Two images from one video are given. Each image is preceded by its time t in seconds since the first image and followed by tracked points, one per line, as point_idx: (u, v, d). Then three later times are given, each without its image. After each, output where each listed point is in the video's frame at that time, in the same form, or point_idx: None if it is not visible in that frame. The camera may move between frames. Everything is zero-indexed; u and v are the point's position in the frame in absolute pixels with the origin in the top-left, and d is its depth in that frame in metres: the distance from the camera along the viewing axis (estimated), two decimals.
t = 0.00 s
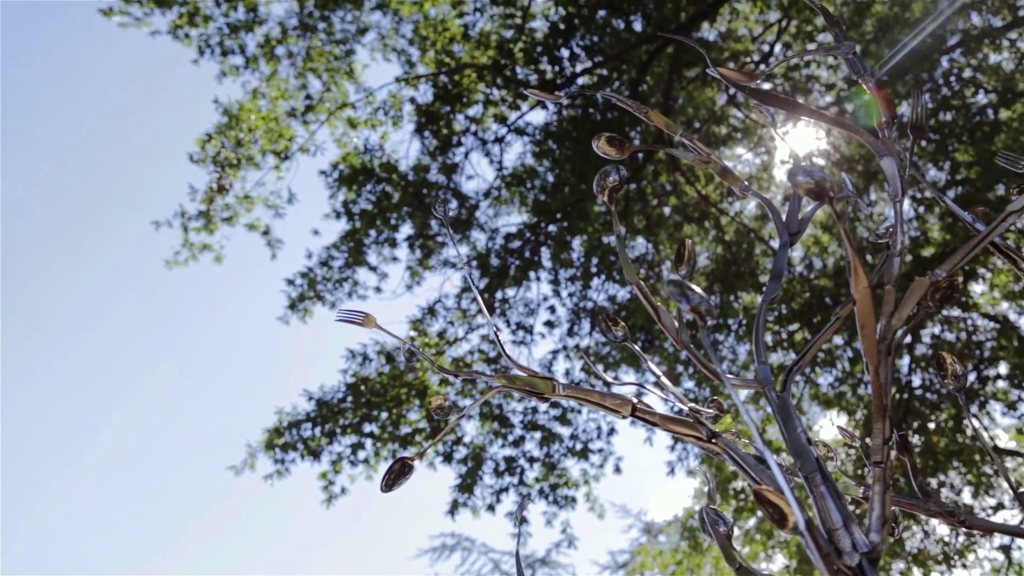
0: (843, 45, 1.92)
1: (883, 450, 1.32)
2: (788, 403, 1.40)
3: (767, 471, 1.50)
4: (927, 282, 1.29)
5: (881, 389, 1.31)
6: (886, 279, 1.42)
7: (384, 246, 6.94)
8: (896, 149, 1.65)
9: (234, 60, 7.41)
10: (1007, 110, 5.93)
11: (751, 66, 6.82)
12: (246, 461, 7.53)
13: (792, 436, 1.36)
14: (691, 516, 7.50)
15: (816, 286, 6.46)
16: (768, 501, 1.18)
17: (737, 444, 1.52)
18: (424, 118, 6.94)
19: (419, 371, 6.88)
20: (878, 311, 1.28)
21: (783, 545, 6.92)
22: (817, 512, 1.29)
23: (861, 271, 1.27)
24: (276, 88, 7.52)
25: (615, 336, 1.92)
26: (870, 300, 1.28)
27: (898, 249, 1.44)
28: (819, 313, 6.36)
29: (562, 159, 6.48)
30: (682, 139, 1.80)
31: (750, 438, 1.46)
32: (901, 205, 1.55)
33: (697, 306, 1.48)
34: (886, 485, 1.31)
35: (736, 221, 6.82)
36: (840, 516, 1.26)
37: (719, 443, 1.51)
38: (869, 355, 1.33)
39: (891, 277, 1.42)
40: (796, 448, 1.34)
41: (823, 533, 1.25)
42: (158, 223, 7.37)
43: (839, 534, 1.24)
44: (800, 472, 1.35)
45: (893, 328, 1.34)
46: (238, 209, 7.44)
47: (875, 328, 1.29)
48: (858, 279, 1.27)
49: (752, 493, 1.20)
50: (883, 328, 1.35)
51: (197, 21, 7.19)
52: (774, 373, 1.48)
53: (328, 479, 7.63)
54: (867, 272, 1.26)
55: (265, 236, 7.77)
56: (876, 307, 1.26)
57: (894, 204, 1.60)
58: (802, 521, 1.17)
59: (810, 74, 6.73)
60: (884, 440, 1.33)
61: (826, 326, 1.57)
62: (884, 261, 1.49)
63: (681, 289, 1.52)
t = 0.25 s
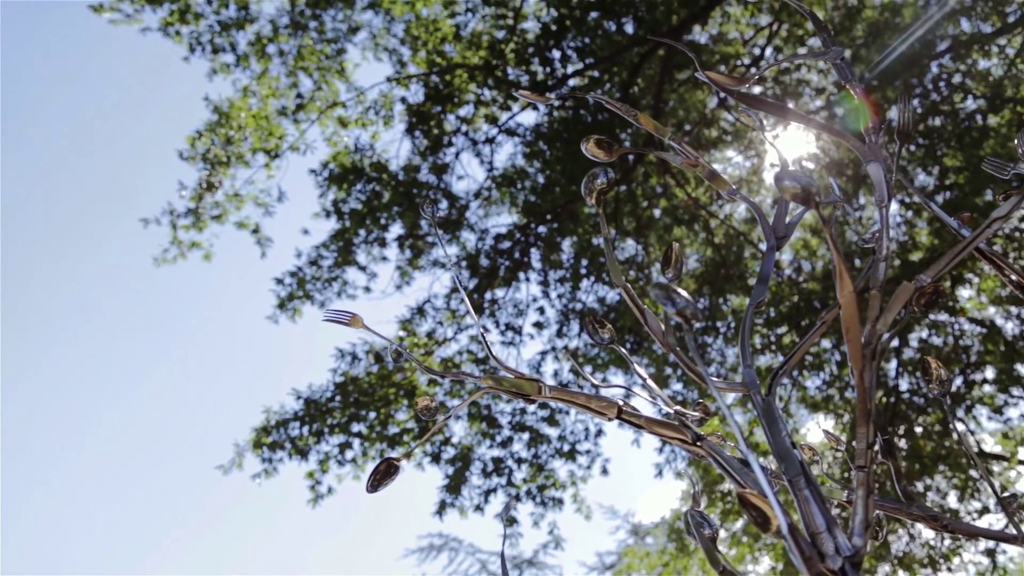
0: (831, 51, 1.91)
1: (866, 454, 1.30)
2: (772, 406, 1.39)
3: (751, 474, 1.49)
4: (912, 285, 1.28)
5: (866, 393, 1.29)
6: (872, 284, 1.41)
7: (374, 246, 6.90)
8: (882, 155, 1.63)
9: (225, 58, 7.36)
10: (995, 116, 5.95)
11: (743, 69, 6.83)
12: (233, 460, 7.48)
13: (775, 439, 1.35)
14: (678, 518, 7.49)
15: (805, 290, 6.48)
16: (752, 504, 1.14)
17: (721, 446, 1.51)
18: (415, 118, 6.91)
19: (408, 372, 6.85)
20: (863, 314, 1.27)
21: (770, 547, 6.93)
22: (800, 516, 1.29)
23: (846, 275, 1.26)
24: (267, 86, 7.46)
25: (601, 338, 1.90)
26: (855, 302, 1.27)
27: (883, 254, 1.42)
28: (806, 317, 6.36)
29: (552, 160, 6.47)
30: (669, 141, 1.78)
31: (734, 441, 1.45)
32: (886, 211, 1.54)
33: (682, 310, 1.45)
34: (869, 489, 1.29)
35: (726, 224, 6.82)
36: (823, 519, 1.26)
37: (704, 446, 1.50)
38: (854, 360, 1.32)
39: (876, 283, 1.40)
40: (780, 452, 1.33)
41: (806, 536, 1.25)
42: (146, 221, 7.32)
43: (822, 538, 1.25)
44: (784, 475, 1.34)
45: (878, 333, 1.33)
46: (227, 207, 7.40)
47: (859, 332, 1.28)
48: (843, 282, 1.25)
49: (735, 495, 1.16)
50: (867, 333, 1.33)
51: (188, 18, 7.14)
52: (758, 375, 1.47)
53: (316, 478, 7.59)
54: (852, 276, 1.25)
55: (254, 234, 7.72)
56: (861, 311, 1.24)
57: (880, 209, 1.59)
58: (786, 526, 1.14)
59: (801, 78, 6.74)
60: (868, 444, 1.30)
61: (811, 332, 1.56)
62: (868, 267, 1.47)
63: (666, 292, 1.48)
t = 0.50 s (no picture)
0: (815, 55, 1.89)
1: (848, 458, 1.28)
2: (755, 409, 1.38)
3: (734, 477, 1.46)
4: (896, 290, 1.25)
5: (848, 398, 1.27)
6: (855, 291, 1.38)
7: (363, 244, 6.86)
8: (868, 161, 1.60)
9: (214, 55, 7.31)
10: (983, 122, 5.98)
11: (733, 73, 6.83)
12: (219, 458, 7.42)
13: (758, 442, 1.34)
14: (664, 519, 7.49)
15: (792, 293, 6.49)
16: (733, 508, 1.19)
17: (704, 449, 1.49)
18: (405, 117, 6.88)
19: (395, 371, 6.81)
20: (847, 318, 1.25)
21: (755, 550, 6.93)
22: (782, 519, 1.28)
23: (829, 280, 1.25)
24: (257, 84, 7.38)
25: (586, 340, 1.87)
26: (838, 306, 1.25)
27: (868, 259, 1.40)
28: (793, 321, 6.37)
29: (542, 161, 6.45)
30: (656, 143, 1.76)
31: (717, 445, 1.43)
32: (871, 215, 1.52)
33: (667, 314, 1.42)
34: (850, 493, 1.27)
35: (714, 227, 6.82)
36: (805, 523, 1.25)
37: (687, 448, 1.48)
38: (838, 364, 1.30)
39: (860, 288, 1.38)
40: (762, 455, 1.32)
41: (787, 541, 1.24)
42: (134, 218, 7.25)
43: (803, 541, 1.24)
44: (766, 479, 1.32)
45: (861, 338, 1.31)
46: (215, 205, 7.34)
47: (844, 336, 1.26)
48: (826, 287, 1.24)
49: (719, 500, 1.20)
50: (851, 338, 1.32)
51: (177, 14, 7.08)
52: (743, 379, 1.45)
53: (302, 477, 7.54)
54: (836, 282, 1.23)
55: (242, 232, 7.67)
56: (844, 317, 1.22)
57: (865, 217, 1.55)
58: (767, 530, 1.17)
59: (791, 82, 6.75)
60: (849, 448, 1.29)
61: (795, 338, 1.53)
62: (853, 273, 1.45)
63: (652, 295, 1.45)
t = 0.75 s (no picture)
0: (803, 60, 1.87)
1: (829, 462, 1.26)
2: (739, 413, 1.35)
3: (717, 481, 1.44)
4: (880, 296, 1.22)
5: (831, 403, 1.24)
6: (839, 295, 1.35)
7: (351, 243, 6.81)
8: (853, 166, 1.59)
9: (203, 52, 7.25)
10: (970, 129, 6.01)
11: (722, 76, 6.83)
12: (203, 457, 7.36)
13: (741, 445, 1.31)
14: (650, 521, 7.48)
15: (780, 297, 6.49)
16: (715, 511, 1.21)
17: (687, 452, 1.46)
18: (394, 117, 6.84)
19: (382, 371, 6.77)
20: (831, 323, 1.22)
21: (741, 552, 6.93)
22: (763, 523, 1.26)
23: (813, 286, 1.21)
24: (246, 81, 7.31)
25: (571, 343, 1.85)
26: (822, 310, 1.22)
27: (852, 265, 1.37)
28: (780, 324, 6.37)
29: (531, 162, 6.43)
30: (643, 147, 1.74)
31: (699, 448, 1.40)
32: (856, 220, 1.50)
33: (650, 317, 1.41)
34: (832, 497, 1.25)
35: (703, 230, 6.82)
36: (786, 527, 1.23)
37: (670, 451, 1.46)
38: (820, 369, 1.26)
39: (843, 293, 1.35)
40: (745, 459, 1.30)
41: (767, 544, 1.22)
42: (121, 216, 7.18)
43: (784, 545, 1.22)
44: (748, 483, 1.31)
45: (844, 342, 1.28)
46: (203, 202, 7.28)
47: (828, 340, 1.23)
48: (810, 292, 1.20)
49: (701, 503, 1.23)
50: (834, 342, 1.28)
51: (166, 10, 7.01)
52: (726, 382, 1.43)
53: (287, 476, 7.49)
54: (820, 287, 1.20)
55: (230, 230, 7.61)
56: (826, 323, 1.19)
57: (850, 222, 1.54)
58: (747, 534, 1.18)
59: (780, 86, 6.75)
60: (832, 452, 1.27)
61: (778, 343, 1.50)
62: (837, 277, 1.42)
63: (635, 298, 1.44)
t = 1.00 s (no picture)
0: (791, 65, 1.85)
1: (811, 466, 1.24)
2: (721, 416, 1.33)
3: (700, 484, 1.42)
4: (863, 301, 1.20)
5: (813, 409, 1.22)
6: (822, 300, 1.33)
7: (338, 243, 6.77)
8: (837, 172, 1.56)
9: (192, 48, 7.18)
10: (957, 135, 6.04)
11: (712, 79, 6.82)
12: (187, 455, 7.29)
13: (723, 448, 1.30)
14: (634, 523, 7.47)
15: (767, 300, 6.50)
16: (696, 514, 1.17)
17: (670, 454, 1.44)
18: (383, 116, 6.80)
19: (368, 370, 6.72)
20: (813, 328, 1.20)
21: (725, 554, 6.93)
22: (744, 526, 1.24)
23: (796, 290, 1.19)
24: (235, 78, 7.27)
25: (555, 344, 1.82)
26: (805, 316, 1.19)
27: (835, 269, 1.35)
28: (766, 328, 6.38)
29: (520, 163, 6.41)
30: (630, 150, 1.72)
31: (681, 451, 1.38)
32: (841, 225, 1.47)
33: (633, 320, 1.40)
34: (813, 501, 1.23)
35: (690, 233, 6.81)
36: (767, 530, 1.22)
37: (652, 454, 1.43)
38: (803, 373, 1.24)
39: (826, 297, 1.33)
40: (727, 462, 1.28)
41: (749, 547, 1.21)
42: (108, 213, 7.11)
43: (765, 549, 1.20)
44: (731, 485, 1.29)
45: (827, 347, 1.25)
46: (191, 200, 7.22)
47: (810, 346, 1.21)
48: (793, 297, 1.18)
49: (682, 505, 1.19)
50: (818, 347, 1.26)
51: (155, 6, 6.94)
52: (709, 384, 1.40)
53: (272, 475, 7.44)
54: (802, 292, 1.18)
55: (218, 229, 7.54)
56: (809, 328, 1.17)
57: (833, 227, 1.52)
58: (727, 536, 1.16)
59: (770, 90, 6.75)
60: (814, 456, 1.25)
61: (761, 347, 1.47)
62: (819, 282, 1.39)
63: (619, 301, 1.43)
